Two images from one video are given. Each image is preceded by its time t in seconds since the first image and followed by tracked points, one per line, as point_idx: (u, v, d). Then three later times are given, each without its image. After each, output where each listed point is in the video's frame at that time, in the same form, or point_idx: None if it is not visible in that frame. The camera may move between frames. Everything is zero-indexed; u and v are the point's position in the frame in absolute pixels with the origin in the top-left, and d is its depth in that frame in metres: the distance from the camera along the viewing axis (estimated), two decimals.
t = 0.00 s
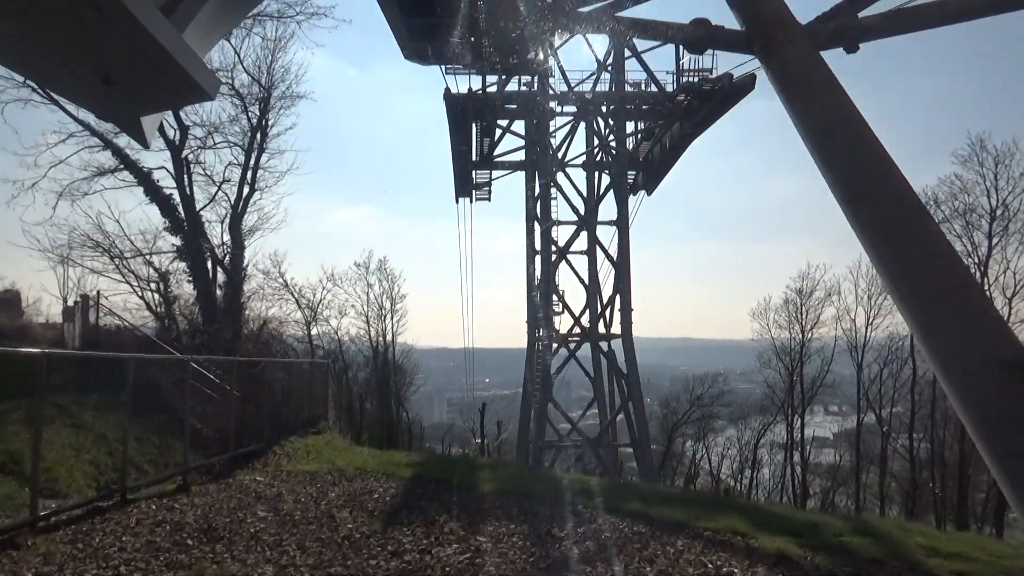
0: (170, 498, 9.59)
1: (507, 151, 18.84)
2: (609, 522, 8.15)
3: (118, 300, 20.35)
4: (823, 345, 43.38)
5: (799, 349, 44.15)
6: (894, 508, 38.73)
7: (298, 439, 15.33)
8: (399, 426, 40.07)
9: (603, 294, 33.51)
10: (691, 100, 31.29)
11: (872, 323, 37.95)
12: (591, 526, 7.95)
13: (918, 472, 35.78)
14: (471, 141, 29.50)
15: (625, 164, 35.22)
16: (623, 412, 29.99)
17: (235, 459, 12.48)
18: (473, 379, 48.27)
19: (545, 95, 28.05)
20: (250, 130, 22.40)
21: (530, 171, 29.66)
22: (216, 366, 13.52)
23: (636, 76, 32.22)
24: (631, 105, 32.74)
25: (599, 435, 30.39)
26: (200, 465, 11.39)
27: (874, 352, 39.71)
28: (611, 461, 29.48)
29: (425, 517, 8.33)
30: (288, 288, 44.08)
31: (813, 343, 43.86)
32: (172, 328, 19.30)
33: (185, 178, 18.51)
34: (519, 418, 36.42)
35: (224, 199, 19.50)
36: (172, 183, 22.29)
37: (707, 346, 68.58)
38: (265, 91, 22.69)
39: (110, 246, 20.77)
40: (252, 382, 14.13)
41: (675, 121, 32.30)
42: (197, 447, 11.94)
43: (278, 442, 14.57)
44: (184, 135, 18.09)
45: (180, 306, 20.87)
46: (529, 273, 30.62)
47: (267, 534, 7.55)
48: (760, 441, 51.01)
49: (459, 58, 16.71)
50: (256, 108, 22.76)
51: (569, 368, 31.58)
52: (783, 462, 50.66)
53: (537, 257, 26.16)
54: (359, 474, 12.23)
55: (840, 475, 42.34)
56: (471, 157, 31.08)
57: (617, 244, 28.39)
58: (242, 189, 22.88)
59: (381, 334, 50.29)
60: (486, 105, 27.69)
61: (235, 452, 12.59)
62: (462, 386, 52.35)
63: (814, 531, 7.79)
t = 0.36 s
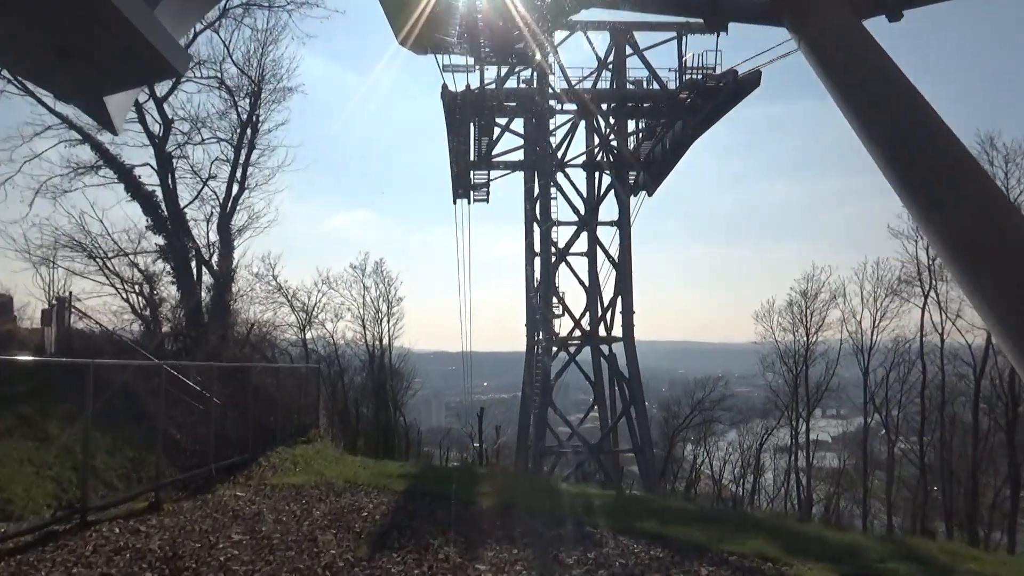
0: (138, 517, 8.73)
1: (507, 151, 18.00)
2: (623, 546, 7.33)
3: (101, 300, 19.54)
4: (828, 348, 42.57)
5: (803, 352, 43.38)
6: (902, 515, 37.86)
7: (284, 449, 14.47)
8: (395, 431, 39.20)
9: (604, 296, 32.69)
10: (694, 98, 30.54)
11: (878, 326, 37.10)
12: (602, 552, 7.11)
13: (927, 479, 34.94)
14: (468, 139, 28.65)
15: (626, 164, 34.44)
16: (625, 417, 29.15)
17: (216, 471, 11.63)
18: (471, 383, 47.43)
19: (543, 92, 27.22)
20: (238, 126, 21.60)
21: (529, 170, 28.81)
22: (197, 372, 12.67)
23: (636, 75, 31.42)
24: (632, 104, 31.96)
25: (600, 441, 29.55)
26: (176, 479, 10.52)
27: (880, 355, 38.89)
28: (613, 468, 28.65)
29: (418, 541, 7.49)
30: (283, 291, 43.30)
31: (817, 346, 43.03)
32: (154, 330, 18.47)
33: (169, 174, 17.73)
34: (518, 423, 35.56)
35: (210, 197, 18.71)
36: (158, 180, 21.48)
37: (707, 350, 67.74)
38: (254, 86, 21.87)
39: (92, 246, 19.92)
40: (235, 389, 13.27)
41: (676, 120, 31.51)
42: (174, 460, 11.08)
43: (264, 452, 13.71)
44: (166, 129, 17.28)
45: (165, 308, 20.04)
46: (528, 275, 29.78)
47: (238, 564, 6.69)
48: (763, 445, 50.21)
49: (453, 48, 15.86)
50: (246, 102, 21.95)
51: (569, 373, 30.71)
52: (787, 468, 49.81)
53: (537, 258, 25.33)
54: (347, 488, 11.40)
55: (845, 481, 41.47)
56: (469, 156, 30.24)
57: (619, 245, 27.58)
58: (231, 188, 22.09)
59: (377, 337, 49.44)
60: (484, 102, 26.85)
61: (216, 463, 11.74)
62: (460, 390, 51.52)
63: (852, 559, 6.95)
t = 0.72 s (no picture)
0: (98, 536, 7.86)
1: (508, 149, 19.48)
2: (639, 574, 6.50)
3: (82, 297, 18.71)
4: (832, 351, 41.85)
5: (807, 355, 42.69)
6: (907, 522, 37.08)
7: (270, 457, 13.62)
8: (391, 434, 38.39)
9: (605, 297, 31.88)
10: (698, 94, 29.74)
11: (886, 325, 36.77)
12: None
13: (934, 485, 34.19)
14: (466, 137, 27.81)
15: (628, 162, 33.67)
16: (627, 421, 28.34)
17: (193, 482, 10.79)
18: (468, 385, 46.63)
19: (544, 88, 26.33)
20: (227, 118, 20.77)
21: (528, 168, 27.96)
22: (174, 375, 11.85)
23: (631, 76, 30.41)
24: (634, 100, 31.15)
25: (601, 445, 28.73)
26: (146, 491, 9.66)
27: (886, 359, 38.20)
28: (613, 473, 27.84)
29: (408, 569, 6.65)
30: (277, 290, 42.51)
31: (821, 349, 42.31)
32: (135, 328, 17.63)
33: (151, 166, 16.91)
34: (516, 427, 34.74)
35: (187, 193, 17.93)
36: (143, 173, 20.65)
37: (709, 352, 67.03)
38: (244, 76, 21.06)
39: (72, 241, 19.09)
40: (216, 392, 12.43)
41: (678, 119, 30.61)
42: (146, 468, 10.24)
43: (247, 460, 12.86)
44: (148, 118, 16.47)
45: (150, 307, 19.23)
46: (527, 276, 28.95)
47: None
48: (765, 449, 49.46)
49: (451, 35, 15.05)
50: (235, 93, 21.12)
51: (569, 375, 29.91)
52: (790, 472, 49.08)
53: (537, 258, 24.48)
54: (333, 501, 10.55)
55: (849, 486, 40.74)
56: (467, 154, 29.40)
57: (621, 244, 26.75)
58: (220, 183, 21.28)
59: (373, 338, 48.64)
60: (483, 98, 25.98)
61: (193, 473, 10.92)
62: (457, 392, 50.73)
63: None
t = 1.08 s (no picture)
0: (49, 567, 6.93)
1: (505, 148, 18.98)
2: None
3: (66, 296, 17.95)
4: (841, 351, 40.99)
5: (816, 356, 42.04)
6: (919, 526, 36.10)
7: (257, 467, 12.70)
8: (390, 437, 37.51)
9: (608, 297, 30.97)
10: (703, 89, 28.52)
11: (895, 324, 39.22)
12: None
13: (948, 489, 33.27)
14: (465, 133, 26.90)
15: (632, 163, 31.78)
16: (633, 424, 27.41)
17: (170, 496, 9.97)
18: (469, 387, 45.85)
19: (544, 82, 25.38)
20: (216, 110, 19.91)
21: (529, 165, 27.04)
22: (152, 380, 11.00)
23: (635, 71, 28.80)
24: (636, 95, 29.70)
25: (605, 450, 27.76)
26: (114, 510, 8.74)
27: (897, 359, 37.70)
28: (618, 479, 26.89)
29: None
30: (273, 291, 41.69)
31: (829, 349, 41.45)
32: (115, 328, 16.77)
33: (132, 157, 16.07)
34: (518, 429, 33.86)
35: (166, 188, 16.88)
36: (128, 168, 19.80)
37: (713, 353, 66.17)
38: (235, 65, 20.19)
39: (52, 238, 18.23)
40: (198, 399, 11.55)
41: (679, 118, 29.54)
42: (117, 483, 9.37)
43: (233, 471, 11.96)
44: (129, 106, 15.63)
45: (136, 307, 18.37)
46: (529, 275, 28.05)
47: None
48: (769, 451, 48.60)
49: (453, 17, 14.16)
50: (225, 82, 20.25)
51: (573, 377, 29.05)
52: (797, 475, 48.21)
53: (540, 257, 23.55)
54: (320, 517, 9.62)
55: (859, 490, 39.87)
56: (467, 152, 28.52)
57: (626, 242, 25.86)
58: (210, 177, 20.41)
59: (371, 339, 47.82)
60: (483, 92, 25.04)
61: (170, 486, 10.07)
62: (458, 393, 50.02)
63: None
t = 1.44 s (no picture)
0: None
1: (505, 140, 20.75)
2: None
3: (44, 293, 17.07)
4: (850, 351, 40.01)
5: (824, 355, 41.12)
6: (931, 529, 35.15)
7: (242, 475, 11.79)
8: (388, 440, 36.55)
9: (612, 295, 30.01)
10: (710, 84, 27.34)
11: (908, 323, 40.17)
12: None
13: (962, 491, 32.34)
14: (464, 128, 25.92)
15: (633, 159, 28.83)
16: (638, 426, 26.47)
17: (143, 511, 9.08)
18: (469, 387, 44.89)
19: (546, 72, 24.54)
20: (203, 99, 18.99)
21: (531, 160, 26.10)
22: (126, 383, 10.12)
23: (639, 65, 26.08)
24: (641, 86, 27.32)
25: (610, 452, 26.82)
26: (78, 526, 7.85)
27: (908, 358, 36.76)
28: (623, 482, 25.95)
29: None
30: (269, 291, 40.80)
31: (838, 348, 40.51)
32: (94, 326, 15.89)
33: (112, 145, 15.13)
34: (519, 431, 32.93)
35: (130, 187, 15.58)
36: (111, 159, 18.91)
37: (717, 352, 65.23)
38: (224, 51, 19.30)
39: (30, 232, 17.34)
40: (176, 404, 10.66)
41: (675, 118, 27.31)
42: (85, 496, 8.47)
43: (215, 481, 11.06)
44: (108, 91, 14.73)
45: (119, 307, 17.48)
46: (531, 273, 27.10)
47: None
48: (776, 452, 47.65)
49: None
50: (214, 70, 19.37)
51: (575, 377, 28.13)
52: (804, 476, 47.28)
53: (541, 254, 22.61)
54: (307, 534, 8.72)
55: (868, 492, 38.93)
56: (466, 146, 27.57)
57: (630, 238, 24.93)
58: (197, 170, 19.50)
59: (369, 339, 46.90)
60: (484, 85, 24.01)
61: (144, 500, 9.19)
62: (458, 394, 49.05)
63: None
